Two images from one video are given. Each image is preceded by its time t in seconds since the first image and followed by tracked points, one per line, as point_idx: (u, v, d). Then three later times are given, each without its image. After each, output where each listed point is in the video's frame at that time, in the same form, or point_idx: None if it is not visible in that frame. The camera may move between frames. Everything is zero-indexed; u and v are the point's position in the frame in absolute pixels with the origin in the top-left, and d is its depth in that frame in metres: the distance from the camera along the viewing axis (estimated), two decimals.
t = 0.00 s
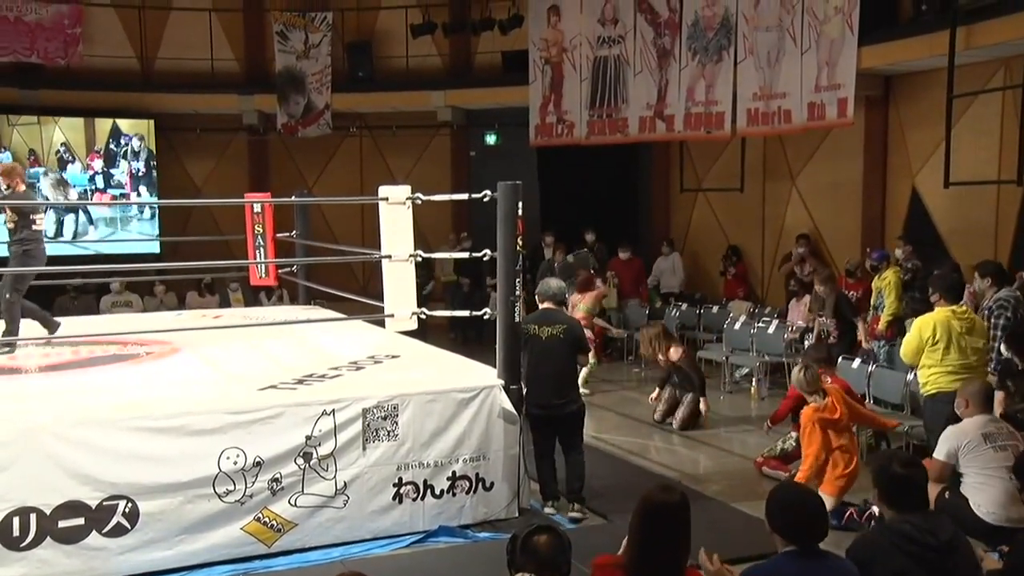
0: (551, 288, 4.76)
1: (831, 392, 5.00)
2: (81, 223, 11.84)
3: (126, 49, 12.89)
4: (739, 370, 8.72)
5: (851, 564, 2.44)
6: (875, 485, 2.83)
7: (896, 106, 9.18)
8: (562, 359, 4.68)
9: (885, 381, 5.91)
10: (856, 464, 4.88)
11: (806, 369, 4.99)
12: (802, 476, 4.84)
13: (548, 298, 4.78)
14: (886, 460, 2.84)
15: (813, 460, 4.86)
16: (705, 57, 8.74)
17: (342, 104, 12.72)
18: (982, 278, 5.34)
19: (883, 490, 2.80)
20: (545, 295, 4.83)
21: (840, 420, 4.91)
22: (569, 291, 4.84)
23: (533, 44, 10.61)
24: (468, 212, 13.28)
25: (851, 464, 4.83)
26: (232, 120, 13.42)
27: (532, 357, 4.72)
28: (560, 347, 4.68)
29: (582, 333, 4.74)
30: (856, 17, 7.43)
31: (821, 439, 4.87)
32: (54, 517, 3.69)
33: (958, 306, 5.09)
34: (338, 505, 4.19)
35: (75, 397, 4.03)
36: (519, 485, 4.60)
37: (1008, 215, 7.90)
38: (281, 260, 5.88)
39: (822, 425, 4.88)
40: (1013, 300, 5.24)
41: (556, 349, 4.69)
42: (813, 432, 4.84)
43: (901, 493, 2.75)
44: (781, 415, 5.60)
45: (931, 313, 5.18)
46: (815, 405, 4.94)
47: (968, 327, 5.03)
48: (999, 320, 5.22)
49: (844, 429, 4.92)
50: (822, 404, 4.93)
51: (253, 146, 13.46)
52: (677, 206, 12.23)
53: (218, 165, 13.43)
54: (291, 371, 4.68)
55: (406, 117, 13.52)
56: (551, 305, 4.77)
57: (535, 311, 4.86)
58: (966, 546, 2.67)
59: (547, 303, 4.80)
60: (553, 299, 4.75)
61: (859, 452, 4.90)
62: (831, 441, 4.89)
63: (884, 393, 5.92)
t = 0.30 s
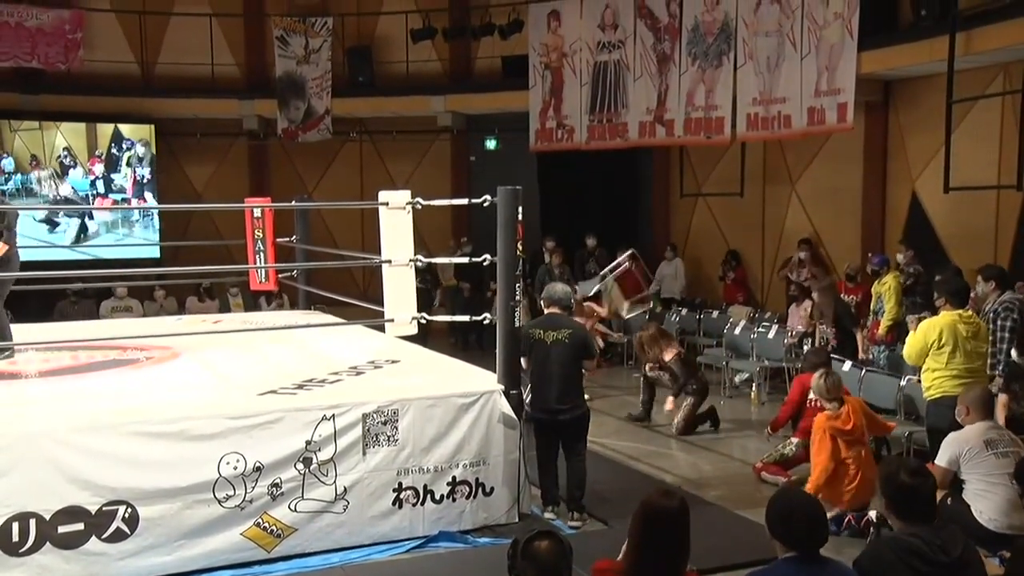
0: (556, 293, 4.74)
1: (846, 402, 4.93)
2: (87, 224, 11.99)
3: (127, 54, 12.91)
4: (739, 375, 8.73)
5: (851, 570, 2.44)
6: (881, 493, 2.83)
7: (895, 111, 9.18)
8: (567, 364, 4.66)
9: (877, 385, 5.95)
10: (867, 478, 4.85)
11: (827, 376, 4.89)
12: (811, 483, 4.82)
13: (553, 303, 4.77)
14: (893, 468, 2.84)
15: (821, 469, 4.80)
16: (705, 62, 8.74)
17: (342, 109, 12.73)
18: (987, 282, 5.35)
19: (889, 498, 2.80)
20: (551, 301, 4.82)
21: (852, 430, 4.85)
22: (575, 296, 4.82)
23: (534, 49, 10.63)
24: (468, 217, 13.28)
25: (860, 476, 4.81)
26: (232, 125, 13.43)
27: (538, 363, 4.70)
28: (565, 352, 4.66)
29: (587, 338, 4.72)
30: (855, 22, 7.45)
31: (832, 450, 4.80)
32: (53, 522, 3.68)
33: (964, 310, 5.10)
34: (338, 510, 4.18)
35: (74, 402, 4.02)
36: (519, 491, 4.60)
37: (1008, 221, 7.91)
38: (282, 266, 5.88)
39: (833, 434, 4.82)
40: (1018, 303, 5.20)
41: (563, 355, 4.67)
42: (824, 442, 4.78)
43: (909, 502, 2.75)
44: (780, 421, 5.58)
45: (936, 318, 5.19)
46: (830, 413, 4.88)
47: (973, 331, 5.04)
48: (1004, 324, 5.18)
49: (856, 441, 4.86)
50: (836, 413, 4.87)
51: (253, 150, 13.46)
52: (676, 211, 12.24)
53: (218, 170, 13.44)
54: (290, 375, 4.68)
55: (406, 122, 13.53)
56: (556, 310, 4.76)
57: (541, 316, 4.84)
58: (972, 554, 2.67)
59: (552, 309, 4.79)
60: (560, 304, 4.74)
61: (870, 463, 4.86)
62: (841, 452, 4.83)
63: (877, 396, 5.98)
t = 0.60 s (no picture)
0: (560, 295, 4.74)
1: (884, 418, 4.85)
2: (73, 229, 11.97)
3: (126, 57, 12.91)
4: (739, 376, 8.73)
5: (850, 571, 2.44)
6: (881, 496, 2.83)
7: (895, 113, 9.19)
8: (571, 366, 4.65)
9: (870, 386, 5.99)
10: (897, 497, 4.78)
11: (867, 392, 4.83)
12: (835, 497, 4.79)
13: (557, 305, 4.77)
14: (891, 470, 2.84)
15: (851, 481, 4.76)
16: (705, 64, 8.75)
17: (341, 111, 12.73)
18: (992, 286, 5.32)
19: (888, 500, 2.80)
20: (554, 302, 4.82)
21: (888, 448, 4.76)
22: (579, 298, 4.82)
23: (533, 52, 10.65)
24: (467, 219, 13.29)
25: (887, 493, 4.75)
26: (232, 127, 13.43)
27: (543, 365, 4.69)
28: (568, 354, 4.65)
29: (591, 340, 4.71)
30: (855, 25, 7.46)
31: (865, 465, 4.75)
32: (52, 525, 3.68)
33: (968, 312, 5.10)
34: (337, 511, 4.18)
35: (74, 404, 4.02)
36: (519, 492, 4.60)
37: (1007, 222, 7.91)
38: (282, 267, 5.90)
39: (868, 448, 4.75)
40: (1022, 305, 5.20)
41: (566, 357, 4.65)
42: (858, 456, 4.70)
43: (910, 505, 2.75)
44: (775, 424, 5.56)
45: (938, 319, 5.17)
46: (866, 428, 4.81)
47: (976, 334, 5.06)
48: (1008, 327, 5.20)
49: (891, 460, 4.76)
50: (872, 429, 4.79)
51: (253, 152, 13.46)
52: (675, 213, 12.25)
53: (218, 172, 13.45)
54: (290, 377, 4.68)
55: (405, 123, 13.54)
56: (560, 312, 4.76)
57: (545, 318, 4.84)
58: (972, 557, 2.67)
59: (556, 311, 4.80)
60: (563, 306, 4.74)
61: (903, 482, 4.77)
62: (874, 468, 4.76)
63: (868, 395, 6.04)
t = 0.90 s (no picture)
0: (563, 292, 4.73)
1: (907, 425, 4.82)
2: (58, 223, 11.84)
3: (124, 53, 12.89)
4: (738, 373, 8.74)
5: (849, 567, 2.45)
6: (882, 493, 2.83)
7: (895, 109, 9.18)
8: (573, 364, 4.64)
9: (869, 382, 6.01)
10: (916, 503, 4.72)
11: (888, 397, 4.83)
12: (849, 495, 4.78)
13: (560, 302, 4.76)
14: (890, 466, 2.84)
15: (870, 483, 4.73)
16: (704, 60, 8.73)
17: (340, 108, 12.71)
18: (998, 282, 5.33)
19: (886, 497, 2.79)
20: (558, 299, 4.82)
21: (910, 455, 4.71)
22: (582, 296, 4.81)
23: (532, 47, 10.63)
24: (466, 215, 13.29)
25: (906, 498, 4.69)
26: (231, 123, 13.42)
27: (545, 362, 4.68)
28: (571, 351, 4.64)
29: (594, 337, 4.70)
30: (854, 21, 7.45)
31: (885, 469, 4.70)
32: (52, 521, 3.68)
33: (972, 309, 5.11)
34: (337, 508, 4.18)
35: (73, 401, 4.02)
36: (519, 488, 4.60)
37: (1006, 219, 7.91)
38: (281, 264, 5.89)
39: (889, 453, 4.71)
40: None
41: (568, 354, 4.64)
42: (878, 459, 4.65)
43: (912, 501, 2.74)
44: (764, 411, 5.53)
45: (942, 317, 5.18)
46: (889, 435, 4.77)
47: (982, 329, 5.08)
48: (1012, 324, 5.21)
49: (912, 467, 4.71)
50: (895, 435, 4.75)
51: (252, 149, 13.45)
52: (675, 209, 12.25)
53: (217, 169, 13.44)
54: (289, 374, 4.68)
55: (403, 120, 13.53)
56: (563, 309, 4.76)
57: (549, 315, 4.84)
58: (973, 554, 2.67)
59: (559, 308, 4.79)
60: (566, 303, 4.73)
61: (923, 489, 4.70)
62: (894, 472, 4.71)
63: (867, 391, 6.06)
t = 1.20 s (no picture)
0: (567, 293, 4.73)
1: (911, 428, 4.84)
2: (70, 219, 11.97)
3: (124, 54, 12.90)
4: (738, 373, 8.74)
5: (849, 567, 2.45)
6: (883, 493, 2.82)
7: (894, 110, 9.19)
8: (579, 365, 4.63)
9: (868, 383, 6.07)
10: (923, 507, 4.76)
11: (894, 398, 4.79)
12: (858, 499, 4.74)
13: (565, 303, 4.76)
14: (890, 466, 2.83)
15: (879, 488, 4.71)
16: (704, 61, 8.74)
17: (340, 109, 12.71)
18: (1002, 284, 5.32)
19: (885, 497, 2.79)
20: (562, 301, 4.82)
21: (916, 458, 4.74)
22: (586, 298, 4.81)
23: (532, 48, 10.64)
24: (467, 216, 13.31)
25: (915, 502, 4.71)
26: (231, 124, 13.43)
27: (550, 364, 4.68)
28: (577, 353, 4.63)
29: (601, 339, 4.70)
30: (854, 22, 7.45)
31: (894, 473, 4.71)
32: (52, 522, 3.68)
33: (974, 311, 5.09)
34: (337, 508, 4.18)
35: (73, 401, 4.02)
36: (519, 489, 4.60)
37: (1006, 220, 7.92)
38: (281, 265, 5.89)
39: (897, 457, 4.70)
40: None
41: (574, 356, 4.64)
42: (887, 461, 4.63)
43: (913, 500, 2.74)
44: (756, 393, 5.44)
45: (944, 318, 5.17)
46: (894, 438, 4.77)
47: (983, 332, 5.06)
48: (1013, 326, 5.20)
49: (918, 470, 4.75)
50: (902, 439, 4.76)
51: (252, 149, 13.45)
52: (675, 210, 12.26)
53: (217, 169, 13.45)
54: (288, 374, 4.68)
55: (403, 121, 13.54)
56: (567, 310, 4.76)
57: (554, 317, 4.83)
58: (975, 554, 2.66)
59: (564, 309, 4.79)
60: (570, 305, 4.73)
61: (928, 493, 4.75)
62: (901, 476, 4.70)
63: (866, 391, 6.10)
